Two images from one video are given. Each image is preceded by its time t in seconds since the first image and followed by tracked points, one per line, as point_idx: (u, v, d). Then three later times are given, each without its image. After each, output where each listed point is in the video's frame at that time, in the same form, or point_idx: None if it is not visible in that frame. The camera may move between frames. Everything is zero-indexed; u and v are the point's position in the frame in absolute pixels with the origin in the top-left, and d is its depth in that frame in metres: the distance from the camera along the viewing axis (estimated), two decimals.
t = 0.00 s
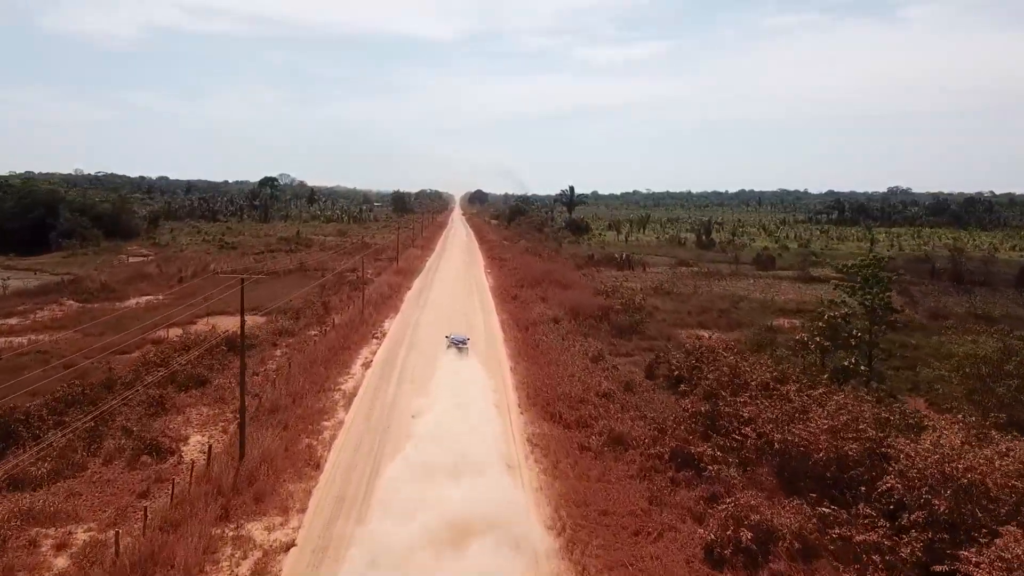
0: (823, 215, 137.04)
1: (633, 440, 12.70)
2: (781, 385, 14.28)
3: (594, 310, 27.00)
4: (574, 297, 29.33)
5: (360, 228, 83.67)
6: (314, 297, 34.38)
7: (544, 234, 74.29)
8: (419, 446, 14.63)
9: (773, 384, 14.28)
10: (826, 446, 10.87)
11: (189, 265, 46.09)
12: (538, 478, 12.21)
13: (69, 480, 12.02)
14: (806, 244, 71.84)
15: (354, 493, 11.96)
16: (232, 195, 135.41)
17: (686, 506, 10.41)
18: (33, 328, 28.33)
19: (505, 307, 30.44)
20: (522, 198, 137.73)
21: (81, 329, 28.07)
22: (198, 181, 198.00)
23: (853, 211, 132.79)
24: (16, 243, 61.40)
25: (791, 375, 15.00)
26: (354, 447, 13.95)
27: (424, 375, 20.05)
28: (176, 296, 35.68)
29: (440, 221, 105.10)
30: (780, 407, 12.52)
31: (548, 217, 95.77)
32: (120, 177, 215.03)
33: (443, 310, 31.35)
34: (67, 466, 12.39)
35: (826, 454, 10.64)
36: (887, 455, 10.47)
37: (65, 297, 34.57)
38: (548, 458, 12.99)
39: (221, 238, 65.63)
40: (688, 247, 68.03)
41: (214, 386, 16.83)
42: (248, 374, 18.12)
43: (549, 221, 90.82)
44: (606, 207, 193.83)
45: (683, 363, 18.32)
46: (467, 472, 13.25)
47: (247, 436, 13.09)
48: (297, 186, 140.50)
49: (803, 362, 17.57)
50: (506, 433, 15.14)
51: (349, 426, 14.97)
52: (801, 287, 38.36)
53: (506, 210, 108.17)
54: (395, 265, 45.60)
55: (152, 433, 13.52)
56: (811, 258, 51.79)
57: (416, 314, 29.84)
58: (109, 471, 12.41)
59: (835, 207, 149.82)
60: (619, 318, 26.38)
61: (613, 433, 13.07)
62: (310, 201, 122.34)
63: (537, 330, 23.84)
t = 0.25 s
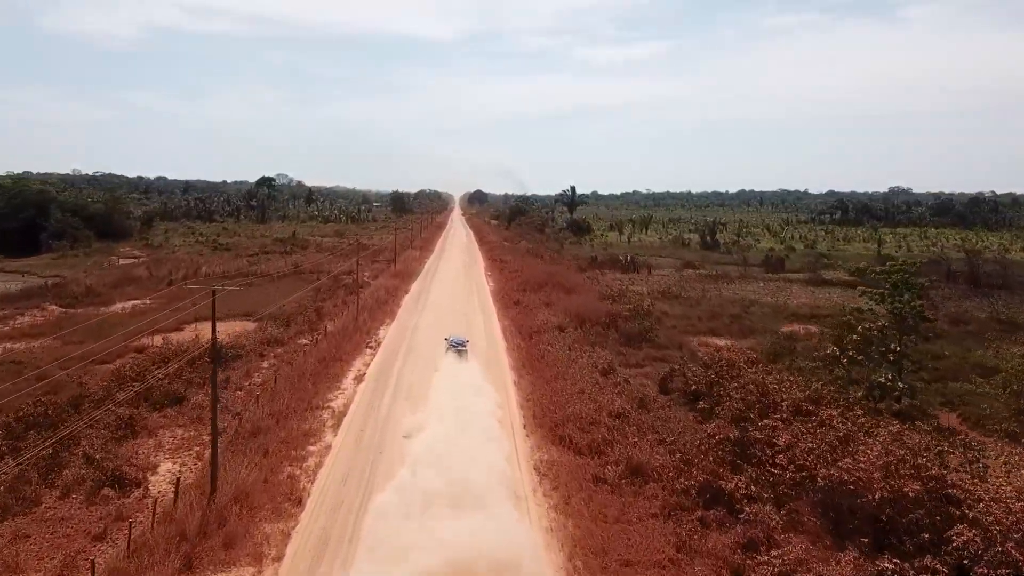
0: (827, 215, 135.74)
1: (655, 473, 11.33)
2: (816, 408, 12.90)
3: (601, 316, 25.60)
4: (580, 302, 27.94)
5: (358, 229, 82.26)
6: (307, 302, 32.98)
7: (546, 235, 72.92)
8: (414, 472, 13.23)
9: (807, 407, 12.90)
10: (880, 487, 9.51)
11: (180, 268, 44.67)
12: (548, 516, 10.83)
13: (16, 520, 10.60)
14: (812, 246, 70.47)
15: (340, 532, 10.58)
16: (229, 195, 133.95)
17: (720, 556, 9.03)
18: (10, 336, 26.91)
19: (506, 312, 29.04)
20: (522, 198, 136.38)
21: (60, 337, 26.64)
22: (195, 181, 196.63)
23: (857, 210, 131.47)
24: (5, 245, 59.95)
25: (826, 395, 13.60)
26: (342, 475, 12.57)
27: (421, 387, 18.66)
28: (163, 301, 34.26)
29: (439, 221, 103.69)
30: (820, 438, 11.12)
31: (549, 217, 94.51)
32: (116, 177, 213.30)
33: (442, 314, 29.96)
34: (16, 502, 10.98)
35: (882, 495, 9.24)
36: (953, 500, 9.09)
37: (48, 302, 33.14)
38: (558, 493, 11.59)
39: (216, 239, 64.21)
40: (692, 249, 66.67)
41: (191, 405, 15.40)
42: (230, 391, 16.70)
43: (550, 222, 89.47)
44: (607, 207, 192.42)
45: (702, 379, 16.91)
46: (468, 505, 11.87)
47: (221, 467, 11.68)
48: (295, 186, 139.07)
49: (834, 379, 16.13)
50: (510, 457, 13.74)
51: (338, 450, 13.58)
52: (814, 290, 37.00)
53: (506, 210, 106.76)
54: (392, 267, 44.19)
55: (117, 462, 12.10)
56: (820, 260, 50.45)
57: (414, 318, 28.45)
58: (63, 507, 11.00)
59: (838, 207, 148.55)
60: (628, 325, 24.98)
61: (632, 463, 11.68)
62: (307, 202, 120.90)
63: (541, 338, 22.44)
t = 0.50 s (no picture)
0: (830, 216, 134.34)
1: (682, 513, 9.94)
2: (858, 437, 11.54)
3: (609, 323, 24.23)
4: (586, 308, 26.55)
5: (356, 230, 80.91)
6: (300, 308, 31.60)
7: (547, 236, 71.52)
8: (408, 504, 11.82)
9: (847, 436, 11.54)
10: (953, 543, 8.13)
11: (170, 271, 43.25)
12: (561, 565, 9.42)
13: None
14: (819, 247, 69.09)
15: None
16: (225, 195, 132.39)
17: None
18: None
19: (508, 319, 27.67)
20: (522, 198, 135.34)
21: (37, 345, 25.21)
22: (193, 181, 195.34)
23: (861, 211, 130.08)
24: None
25: (867, 419, 12.25)
26: (326, 511, 11.15)
27: (417, 404, 17.28)
28: (150, 307, 32.86)
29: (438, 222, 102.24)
30: (871, 479, 9.74)
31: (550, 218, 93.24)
32: (113, 178, 211.61)
33: (441, 321, 28.59)
34: None
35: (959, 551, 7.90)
36: None
37: (29, 308, 31.72)
38: (571, 536, 10.20)
39: (210, 240, 62.78)
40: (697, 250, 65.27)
41: (162, 428, 14.02)
42: (208, 412, 15.31)
43: (551, 222, 88.22)
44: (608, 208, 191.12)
45: (723, 398, 15.56)
46: (469, 544, 10.46)
47: (190, 506, 10.32)
48: (292, 187, 137.58)
49: (868, 401, 14.81)
50: (515, 488, 12.37)
51: (323, 479, 12.21)
52: (827, 295, 35.63)
53: (506, 211, 105.32)
54: (389, 270, 42.83)
55: (73, 497, 10.73)
56: (829, 262, 49.09)
57: (412, 326, 27.08)
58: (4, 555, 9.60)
59: (842, 207, 147.21)
60: (637, 334, 23.61)
61: (654, 500, 10.29)
62: (305, 202, 119.49)
63: (546, 349, 21.05)
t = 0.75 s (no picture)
0: (835, 216, 132.82)
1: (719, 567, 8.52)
2: (912, 472, 10.14)
3: (617, 331, 22.81)
4: (593, 315, 25.13)
5: (354, 231, 79.44)
6: (293, 315, 30.20)
7: (549, 237, 70.05)
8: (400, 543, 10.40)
9: (900, 469, 10.16)
10: None
11: (160, 274, 41.83)
12: None
13: None
14: (827, 249, 67.63)
15: None
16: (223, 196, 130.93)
17: None
18: None
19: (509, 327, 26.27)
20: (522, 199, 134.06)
21: (11, 355, 23.76)
22: (190, 181, 193.74)
23: (867, 211, 128.55)
24: None
25: (918, 447, 10.88)
26: (306, 557, 9.75)
27: (413, 423, 15.88)
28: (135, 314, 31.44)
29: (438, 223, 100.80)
30: (939, 532, 8.36)
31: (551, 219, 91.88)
32: (111, 179, 210.37)
33: (440, 329, 27.18)
34: None
35: None
36: None
37: (7, 314, 30.26)
38: None
39: (204, 242, 61.35)
40: (702, 252, 63.82)
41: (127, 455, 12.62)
42: (180, 436, 13.91)
43: (552, 223, 86.85)
44: (609, 208, 189.67)
45: (747, 418, 14.20)
46: None
47: (146, 556, 8.95)
48: (290, 187, 136.11)
49: (909, 427, 13.44)
50: (522, 523, 10.99)
51: (304, 517, 10.80)
52: (842, 299, 34.19)
53: (507, 211, 103.87)
54: (386, 273, 41.44)
55: (13, 543, 9.32)
56: (840, 264, 47.63)
57: (409, 334, 25.67)
58: None
59: (847, 207, 145.68)
60: (647, 343, 22.23)
61: (684, 549, 8.89)
62: (303, 203, 118.03)
63: (551, 360, 19.64)
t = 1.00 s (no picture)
0: (839, 216, 131.39)
1: None
2: (984, 517, 8.72)
3: (627, 341, 21.39)
4: (600, 322, 23.74)
5: (351, 232, 77.95)
6: (284, 323, 28.84)
7: (550, 238, 68.60)
8: None
9: (969, 514, 8.73)
10: None
11: (148, 277, 40.36)
12: None
13: None
14: (834, 251, 66.27)
15: None
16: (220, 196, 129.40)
17: None
18: None
19: (510, 335, 24.87)
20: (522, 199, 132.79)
21: None
22: (188, 181, 192.22)
23: (871, 210, 127.10)
24: None
25: (985, 483, 9.46)
26: None
27: (407, 447, 14.48)
28: (119, 321, 29.98)
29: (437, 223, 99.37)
30: None
31: (552, 219, 90.49)
32: (109, 179, 208.97)
33: (439, 337, 25.76)
34: None
35: None
36: None
37: None
38: None
39: (197, 244, 59.98)
40: (707, 254, 62.40)
41: (84, 490, 11.20)
42: (147, 465, 12.48)
43: (553, 224, 85.46)
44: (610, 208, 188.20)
45: (777, 442, 12.78)
46: None
47: None
48: (288, 187, 134.63)
49: (961, 458, 12.04)
50: (530, 569, 9.60)
51: (279, 568, 9.39)
52: (857, 305, 32.78)
53: (507, 212, 102.48)
54: (383, 276, 40.02)
55: None
56: (852, 267, 46.20)
57: (405, 342, 24.28)
58: None
59: (851, 206, 144.47)
60: (659, 354, 20.82)
61: None
62: (301, 203, 116.57)
63: (558, 373, 18.21)
